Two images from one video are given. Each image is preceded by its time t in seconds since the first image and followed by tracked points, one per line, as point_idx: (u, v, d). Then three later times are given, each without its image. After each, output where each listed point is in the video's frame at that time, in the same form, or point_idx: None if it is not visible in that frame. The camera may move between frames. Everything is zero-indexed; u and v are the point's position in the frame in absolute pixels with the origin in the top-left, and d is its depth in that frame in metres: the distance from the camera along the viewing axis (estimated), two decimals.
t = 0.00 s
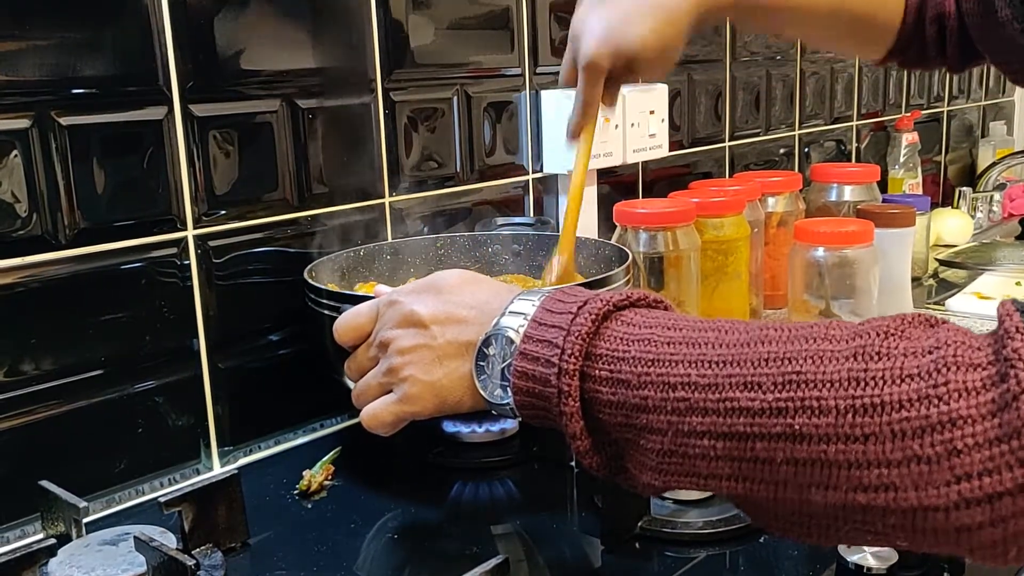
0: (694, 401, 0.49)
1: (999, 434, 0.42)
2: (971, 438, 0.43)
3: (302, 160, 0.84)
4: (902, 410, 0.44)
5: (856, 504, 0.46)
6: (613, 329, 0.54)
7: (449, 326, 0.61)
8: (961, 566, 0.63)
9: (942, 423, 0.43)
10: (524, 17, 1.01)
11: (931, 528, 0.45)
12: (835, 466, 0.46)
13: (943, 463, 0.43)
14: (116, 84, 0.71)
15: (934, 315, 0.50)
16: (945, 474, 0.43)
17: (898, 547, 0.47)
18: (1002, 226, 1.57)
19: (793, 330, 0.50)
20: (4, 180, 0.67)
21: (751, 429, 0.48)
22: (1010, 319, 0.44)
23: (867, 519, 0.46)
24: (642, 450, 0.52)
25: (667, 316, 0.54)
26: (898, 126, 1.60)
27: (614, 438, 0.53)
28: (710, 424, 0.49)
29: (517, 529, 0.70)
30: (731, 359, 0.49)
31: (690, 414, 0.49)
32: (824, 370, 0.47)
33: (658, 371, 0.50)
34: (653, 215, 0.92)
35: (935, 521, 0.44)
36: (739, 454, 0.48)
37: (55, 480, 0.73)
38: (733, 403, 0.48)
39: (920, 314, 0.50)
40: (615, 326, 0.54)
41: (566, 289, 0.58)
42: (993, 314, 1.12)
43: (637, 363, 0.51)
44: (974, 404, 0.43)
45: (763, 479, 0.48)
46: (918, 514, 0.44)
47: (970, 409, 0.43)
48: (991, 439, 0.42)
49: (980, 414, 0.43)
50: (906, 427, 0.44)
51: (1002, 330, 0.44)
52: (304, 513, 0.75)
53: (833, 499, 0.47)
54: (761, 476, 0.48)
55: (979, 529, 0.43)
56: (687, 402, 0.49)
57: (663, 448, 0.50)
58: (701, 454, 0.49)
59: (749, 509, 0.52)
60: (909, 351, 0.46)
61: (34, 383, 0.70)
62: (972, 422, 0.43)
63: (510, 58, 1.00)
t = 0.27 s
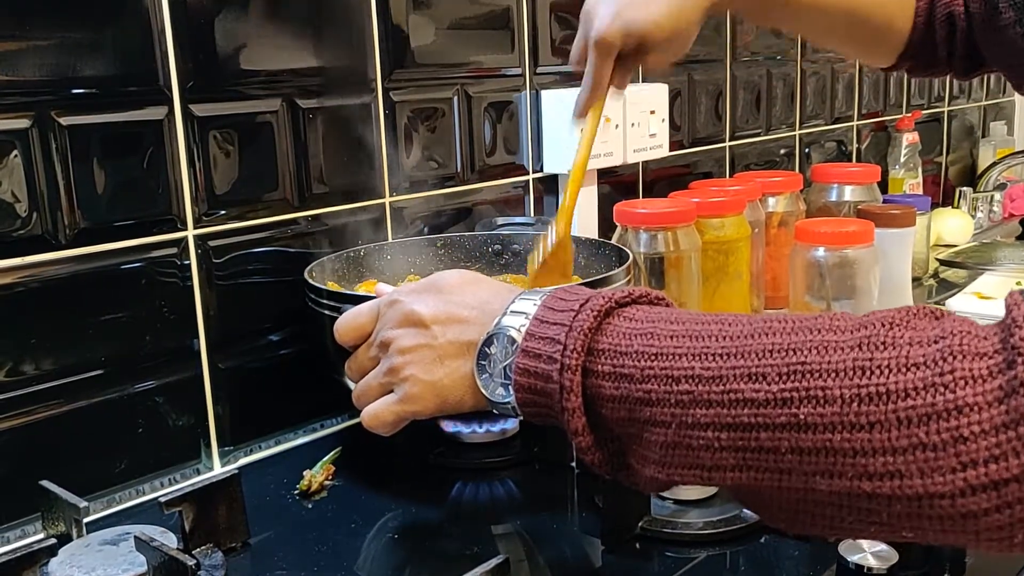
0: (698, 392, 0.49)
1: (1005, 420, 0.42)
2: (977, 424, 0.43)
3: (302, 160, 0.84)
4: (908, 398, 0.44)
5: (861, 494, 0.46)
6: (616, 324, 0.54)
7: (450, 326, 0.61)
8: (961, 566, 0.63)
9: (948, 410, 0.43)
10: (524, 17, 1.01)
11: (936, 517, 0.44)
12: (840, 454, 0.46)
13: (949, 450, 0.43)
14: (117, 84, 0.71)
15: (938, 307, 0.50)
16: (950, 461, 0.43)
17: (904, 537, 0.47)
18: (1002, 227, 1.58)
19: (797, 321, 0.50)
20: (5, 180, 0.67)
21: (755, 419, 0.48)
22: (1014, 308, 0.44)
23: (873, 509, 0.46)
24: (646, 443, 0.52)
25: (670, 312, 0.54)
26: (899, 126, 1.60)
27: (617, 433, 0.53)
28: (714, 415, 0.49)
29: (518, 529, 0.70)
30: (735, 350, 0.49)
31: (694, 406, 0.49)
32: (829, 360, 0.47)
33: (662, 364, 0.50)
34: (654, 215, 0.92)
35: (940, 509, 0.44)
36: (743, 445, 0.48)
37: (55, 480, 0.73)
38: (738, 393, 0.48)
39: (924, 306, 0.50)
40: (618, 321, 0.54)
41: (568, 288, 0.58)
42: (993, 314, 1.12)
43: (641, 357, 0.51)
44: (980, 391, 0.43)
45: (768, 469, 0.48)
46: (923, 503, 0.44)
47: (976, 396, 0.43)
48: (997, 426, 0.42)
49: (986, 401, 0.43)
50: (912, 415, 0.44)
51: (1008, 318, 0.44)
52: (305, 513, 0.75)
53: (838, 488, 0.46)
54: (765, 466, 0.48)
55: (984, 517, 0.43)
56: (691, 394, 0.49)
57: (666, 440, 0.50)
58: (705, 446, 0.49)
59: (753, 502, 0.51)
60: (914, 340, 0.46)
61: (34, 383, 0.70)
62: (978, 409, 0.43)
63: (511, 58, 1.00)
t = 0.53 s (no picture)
0: (699, 395, 0.49)
1: (1007, 423, 0.42)
2: (978, 428, 0.43)
3: (303, 160, 0.84)
4: (909, 401, 0.44)
5: (862, 496, 0.46)
6: (617, 326, 0.54)
7: (451, 327, 0.61)
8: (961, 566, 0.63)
9: (949, 413, 0.43)
10: (524, 17, 1.01)
11: (937, 519, 0.44)
12: (842, 457, 0.46)
13: (949, 452, 0.43)
14: (117, 84, 0.71)
15: (939, 309, 0.50)
16: (951, 464, 0.43)
17: (904, 539, 0.47)
18: (1003, 226, 1.58)
19: (799, 323, 0.50)
20: (5, 180, 0.67)
21: (757, 422, 0.48)
22: (1016, 310, 0.44)
23: (874, 511, 0.46)
24: (647, 445, 0.52)
25: (671, 313, 0.54)
26: (899, 126, 1.60)
27: (619, 434, 0.53)
28: (715, 418, 0.49)
29: (518, 529, 0.70)
30: (736, 352, 0.49)
31: (696, 408, 0.49)
32: (830, 362, 0.47)
33: (663, 366, 0.50)
34: (654, 215, 0.92)
35: (941, 511, 0.44)
36: (745, 448, 0.48)
37: (56, 480, 0.73)
38: (739, 396, 0.48)
39: (925, 308, 0.50)
40: (619, 323, 0.54)
41: (568, 288, 0.58)
42: (994, 314, 1.12)
43: (642, 359, 0.51)
44: (981, 394, 0.43)
45: (769, 472, 0.48)
46: (924, 505, 0.44)
47: (977, 399, 0.43)
48: (998, 429, 0.42)
49: (987, 404, 0.43)
50: (913, 418, 0.44)
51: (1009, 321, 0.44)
52: (305, 513, 0.75)
53: (839, 490, 0.46)
54: (766, 468, 0.48)
55: (985, 519, 0.43)
56: (692, 396, 0.49)
57: (668, 442, 0.50)
58: (707, 448, 0.49)
59: (754, 503, 0.51)
60: (915, 343, 0.46)
61: (34, 383, 0.70)
62: (979, 412, 0.43)
63: (511, 58, 1.00)
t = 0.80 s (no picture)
0: (702, 396, 0.49)
1: (1010, 424, 0.42)
2: (981, 428, 0.43)
3: (303, 160, 0.84)
4: (912, 402, 0.44)
5: (866, 497, 0.46)
6: (619, 327, 0.54)
7: (451, 328, 0.61)
8: (961, 566, 0.63)
9: (952, 414, 0.43)
10: (524, 16, 1.01)
11: (940, 519, 0.44)
12: (845, 458, 0.46)
13: (953, 453, 0.43)
14: (117, 84, 0.71)
15: (941, 309, 0.50)
16: (954, 464, 0.43)
17: (908, 539, 0.47)
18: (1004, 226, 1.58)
19: (800, 324, 0.50)
20: (6, 180, 0.67)
21: (760, 423, 0.48)
22: (1018, 311, 0.44)
23: (877, 512, 0.46)
24: (650, 445, 0.52)
25: (672, 314, 0.54)
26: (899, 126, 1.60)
27: (621, 435, 0.53)
28: (718, 419, 0.49)
29: (518, 529, 0.70)
30: (738, 353, 0.49)
31: (698, 409, 0.49)
32: (833, 363, 0.47)
33: (665, 368, 0.50)
34: (654, 215, 0.92)
35: (944, 512, 0.44)
36: (748, 449, 0.48)
37: (56, 480, 0.73)
38: (742, 397, 0.48)
39: (927, 309, 0.50)
40: (621, 323, 0.54)
41: (569, 289, 0.58)
42: (994, 314, 1.12)
43: (644, 360, 0.51)
44: (984, 395, 0.43)
45: (772, 473, 0.48)
46: (927, 505, 0.44)
47: (980, 400, 0.43)
48: (1001, 430, 0.42)
49: (990, 405, 0.43)
50: (916, 418, 0.44)
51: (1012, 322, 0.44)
52: (305, 513, 0.75)
53: (843, 491, 0.46)
54: (770, 469, 0.48)
55: (988, 520, 0.43)
56: (695, 398, 0.49)
57: (671, 443, 0.50)
58: (710, 449, 0.49)
59: (757, 504, 0.51)
60: (918, 343, 0.46)
61: (34, 383, 0.70)
62: (982, 412, 0.43)
63: (511, 58, 1.00)
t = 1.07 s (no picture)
0: (704, 392, 0.49)
1: (1012, 418, 0.42)
2: (984, 422, 0.43)
3: (304, 160, 0.84)
4: (914, 397, 0.44)
5: (868, 492, 0.46)
6: (620, 324, 0.54)
7: (452, 328, 0.61)
8: (962, 566, 0.63)
9: (955, 408, 0.44)
10: (525, 16, 1.01)
11: (942, 514, 0.45)
12: (848, 453, 0.46)
13: (955, 448, 0.43)
14: (118, 84, 0.71)
15: (942, 304, 0.50)
16: (957, 459, 0.43)
17: (910, 535, 0.47)
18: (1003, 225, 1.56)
19: (802, 320, 0.50)
20: (7, 180, 0.67)
21: (763, 419, 0.48)
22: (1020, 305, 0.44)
23: (880, 507, 0.46)
24: (652, 442, 0.52)
25: (673, 311, 0.54)
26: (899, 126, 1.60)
27: (622, 432, 0.53)
28: (720, 415, 0.49)
29: (519, 529, 0.70)
30: (740, 349, 0.49)
31: (701, 406, 0.49)
32: (834, 359, 0.47)
33: (667, 364, 0.50)
34: (655, 215, 0.92)
35: (947, 507, 0.44)
36: (750, 445, 0.48)
37: (57, 479, 0.73)
38: (744, 393, 0.48)
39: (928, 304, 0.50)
40: (621, 321, 0.54)
41: (569, 287, 0.58)
42: (994, 313, 1.12)
43: (646, 357, 0.51)
44: (987, 389, 0.43)
45: (775, 469, 0.48)
46: (930, 500, 0.44)
47: (983, 394, 0.43)
48: (1004, 424, 0.43)
49: (993, 399, 0.43)
50: (918, 413, 0.44)
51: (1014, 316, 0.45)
52: (306, 512, 0.75)
53: (846, 487, 0.46)
54: (772, 465, 0.48)
55: (991, 514, 0.43)
56: (697, 394, 0.49)
57: (673, 440, 0.50)
58: (712, 446, 0.49)
59: (759, 500, 0.51)
60: (920, 338, 0.46)
61: (35, 382, 0.70)
62: (985, 406, 0.43)
63: (512, 58, 1.00)
